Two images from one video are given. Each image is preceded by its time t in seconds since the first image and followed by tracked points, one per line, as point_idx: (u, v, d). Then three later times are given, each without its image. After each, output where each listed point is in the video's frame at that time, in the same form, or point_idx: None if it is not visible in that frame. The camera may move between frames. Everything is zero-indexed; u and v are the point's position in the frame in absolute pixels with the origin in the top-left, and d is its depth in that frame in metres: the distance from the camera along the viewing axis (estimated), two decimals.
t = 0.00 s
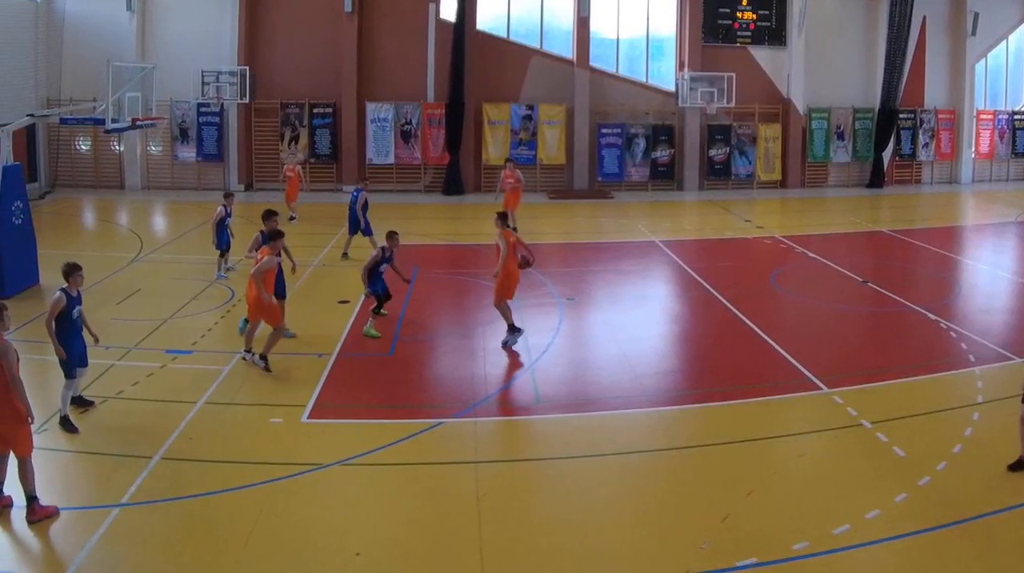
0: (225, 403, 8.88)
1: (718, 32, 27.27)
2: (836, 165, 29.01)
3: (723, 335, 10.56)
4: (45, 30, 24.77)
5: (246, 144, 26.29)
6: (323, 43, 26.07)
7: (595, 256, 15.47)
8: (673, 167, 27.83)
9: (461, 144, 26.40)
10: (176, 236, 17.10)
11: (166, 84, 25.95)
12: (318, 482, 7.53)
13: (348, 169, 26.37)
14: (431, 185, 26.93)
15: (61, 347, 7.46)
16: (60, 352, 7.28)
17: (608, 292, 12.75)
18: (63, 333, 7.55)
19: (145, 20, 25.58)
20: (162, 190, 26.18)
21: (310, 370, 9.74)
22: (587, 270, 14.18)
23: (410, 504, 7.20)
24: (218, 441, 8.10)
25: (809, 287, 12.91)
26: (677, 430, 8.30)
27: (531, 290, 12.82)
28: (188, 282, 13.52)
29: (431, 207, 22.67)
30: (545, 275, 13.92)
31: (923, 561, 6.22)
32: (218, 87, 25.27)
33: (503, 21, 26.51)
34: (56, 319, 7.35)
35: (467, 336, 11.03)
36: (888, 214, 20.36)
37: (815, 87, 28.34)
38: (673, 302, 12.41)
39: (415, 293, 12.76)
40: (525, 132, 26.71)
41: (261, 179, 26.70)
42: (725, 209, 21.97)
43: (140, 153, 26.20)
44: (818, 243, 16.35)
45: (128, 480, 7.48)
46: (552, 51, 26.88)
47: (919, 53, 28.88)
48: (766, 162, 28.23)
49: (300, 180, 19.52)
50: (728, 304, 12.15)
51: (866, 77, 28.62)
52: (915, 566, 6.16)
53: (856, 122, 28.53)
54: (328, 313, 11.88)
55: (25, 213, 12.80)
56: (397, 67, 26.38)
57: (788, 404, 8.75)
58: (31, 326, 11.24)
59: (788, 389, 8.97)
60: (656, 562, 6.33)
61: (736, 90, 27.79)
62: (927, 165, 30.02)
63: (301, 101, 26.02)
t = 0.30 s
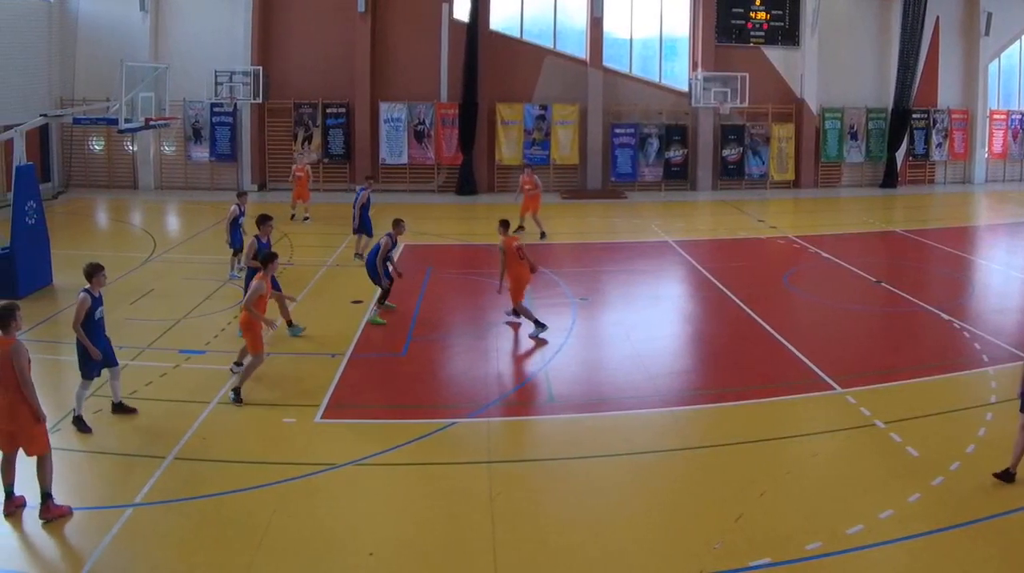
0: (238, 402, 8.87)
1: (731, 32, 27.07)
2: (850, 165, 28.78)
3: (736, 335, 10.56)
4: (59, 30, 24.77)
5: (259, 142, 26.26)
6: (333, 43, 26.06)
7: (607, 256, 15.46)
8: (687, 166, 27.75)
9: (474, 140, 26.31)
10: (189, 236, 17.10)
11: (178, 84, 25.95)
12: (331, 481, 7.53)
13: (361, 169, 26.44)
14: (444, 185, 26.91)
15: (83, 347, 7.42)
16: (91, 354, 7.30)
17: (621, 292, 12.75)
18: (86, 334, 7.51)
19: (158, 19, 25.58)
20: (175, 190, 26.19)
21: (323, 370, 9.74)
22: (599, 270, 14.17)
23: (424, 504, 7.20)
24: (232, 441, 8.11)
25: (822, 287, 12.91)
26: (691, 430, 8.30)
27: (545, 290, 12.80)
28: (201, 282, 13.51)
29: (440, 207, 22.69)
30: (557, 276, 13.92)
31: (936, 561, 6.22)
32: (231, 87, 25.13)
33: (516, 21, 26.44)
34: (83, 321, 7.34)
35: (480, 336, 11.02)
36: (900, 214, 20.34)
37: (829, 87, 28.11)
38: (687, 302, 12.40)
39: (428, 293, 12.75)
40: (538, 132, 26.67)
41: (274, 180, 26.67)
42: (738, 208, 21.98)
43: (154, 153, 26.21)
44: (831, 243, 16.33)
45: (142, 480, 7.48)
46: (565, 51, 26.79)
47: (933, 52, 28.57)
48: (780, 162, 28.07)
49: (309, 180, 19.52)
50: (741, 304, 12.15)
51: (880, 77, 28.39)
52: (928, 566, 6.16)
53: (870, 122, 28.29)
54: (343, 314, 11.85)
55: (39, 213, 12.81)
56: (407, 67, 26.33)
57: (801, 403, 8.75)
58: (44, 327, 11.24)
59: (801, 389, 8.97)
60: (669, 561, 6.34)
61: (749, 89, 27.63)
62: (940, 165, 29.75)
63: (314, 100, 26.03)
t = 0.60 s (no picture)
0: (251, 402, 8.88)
1: (744, 32, 26.99)
2: (863, 165, 28.61)
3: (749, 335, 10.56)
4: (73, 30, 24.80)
5: (273, 142, 26.24)
6: (343, 43, 26.04)
7: (621, 256, 15.44)
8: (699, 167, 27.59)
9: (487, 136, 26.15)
10: (203, 236, 17.10)
11: (191, 84, 25.96)
12: (344, 482, 7.53)
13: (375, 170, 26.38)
14: (457, 185, 26.85)
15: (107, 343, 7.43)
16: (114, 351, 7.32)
17: (635, 292, 12.76)
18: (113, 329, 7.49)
19: (171, 19, 25.59)
20: (189, 190, 26.22)
21: (336, 370, 9.75)
22: (613, 271, 14.16)
23: (437, 504, 7.21)
24: (245, 441, 8.11)
25: (836, 287, 12.91)
26: (704, 430, 8.30)
27: (559, 290, 12.80)
28: (215, 282, 13.53)
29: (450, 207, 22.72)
30: (571, 277, 13.92)
31: (948, 561, 6.23)
32: (245, 87, 25.16)
33: (529, 21, 26.40)
34: (108, 316, 7.35)
35: (493, 336, 11.03)
36: (913, 214, 20.35)
37: (842, 87, 27.97)
38: (700, 302, 12.41)
39: (442, 293, 12.74)
40: (551, 132, 26.59)
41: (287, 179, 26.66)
42: (752, 208, 21.97)
43: (167, 153, 26.25)
44: (844, 243, 16.33)
45: (154, 480, 7.48)
46: (578, 51, 26.71)
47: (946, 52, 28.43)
48: (792, 162, 27.92)
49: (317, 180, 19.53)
50: (755, 304, 12.16)
51: (893, 77, 28.23)
52: (941, 566, 6.17)
53: (883, 122, 28.15)
54: (357, 314, 11.85)
55: (52, 213, 12.82)
56: (416, 67, 26.31)
57: (814, 403, 8.76)
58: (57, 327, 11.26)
59: (814, 389, 8.97)
60: (683, 561, 6.34)
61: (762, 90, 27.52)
62: (953, 165, 29.57)
63: (327, 101, 25.99)
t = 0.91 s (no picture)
0: (264, 402, 8.89)
1: (757, 33, 26.90)
2: (875, 165, 28.49)
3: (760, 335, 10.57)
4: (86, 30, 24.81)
5: (286, 143, 26.25)
6: (352, 42, 26.02)
7: (632, 256, 15.45)
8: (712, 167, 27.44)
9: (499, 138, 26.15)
10: (215, 236, 17.11)
11: (204, 84, 25.96)
12: (356, 481, 7.53)
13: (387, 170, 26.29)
14: (470, 185, 26.76)
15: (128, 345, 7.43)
16: (136, 353, 7.35)
17: (647, 292, 12.76)
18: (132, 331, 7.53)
19: (184, 19, 25.60)
20: (201, 190, 26.21)
21: (349, 370, 9.76)
22: (625, 271, 14.14)
23: (449, 504, 7.21)
24: (257, 441, 8.12)
25: (848, 288, 12.91)
26: (716, 430, 8.30)
27: (570, 290, 12.81)
28: (227, 282, 13.55)
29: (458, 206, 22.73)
30: (583, 277, 13.92)
31: (959, 561, 6.23)
32: (258, 87, 25.25)
33: (542, 21, 26.30)
34: (131, 320, 7.40)
35: (505, 336, 11.03)
36: (925, 214, 20.35)
37: (854, 87, 27.84)
38: (712, 302, 12.41)
39: (453, 293, 12.73)
40: (563, 132, 26.47)
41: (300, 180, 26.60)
42: (764, 208, 21.95)
43: (179, 153, 26.23)
44: (856, 243, 16.34)
45: (166, 480, 7.49)
46: (590, 51, 26.62)
47: (958, 52, 28.32)
48: (805, 162, 27.75)
49: (326, 181, 19.54)
50: (766, 304, 12.16)
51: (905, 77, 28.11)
52: (954, 566, 6.17)
53: (895, 122, 28.01)
54: (369, 313, 11.86)
55: (64, 213, 12.83)
56: (424, 67, 26.27)
57: (827, 403, 8.76)
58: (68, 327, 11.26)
59: (826, 389, 8.97)
60: (696, 561, 6.34)
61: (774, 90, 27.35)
62: (965, 165, 29.43)
63: (340, 100, 25.97)
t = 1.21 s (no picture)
0: (278, 402, 8.89)
1: (770, 32, 26.72)
2: (888, 165, 28.26)
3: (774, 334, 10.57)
4: (99, 30, 24.81)
5: (298, 143, 26.23)
6: (364, 42, 25.99)
7: (646, 256, 15.44)
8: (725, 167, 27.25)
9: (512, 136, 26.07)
10: (228, 236, 17.11)
11: (217, 84, 25.97)
12: (370, 482, 7.52)
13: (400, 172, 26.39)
14: (484, 185, 26.72)
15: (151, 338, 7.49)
16: (162, 347, 7.43)
17: (660, 292, 12.76)
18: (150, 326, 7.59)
19: (196, 19, 25.60)
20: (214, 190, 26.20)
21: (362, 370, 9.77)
22: (638, 272, 14.13)
23: (464, 505, 7.20)
24: (272, 441, 8.11)
25: (861, 288, 12.90)
26: (729, 430, 8.30)
27: (583, 290, 12.81)
28: (240, 282, 13.55)
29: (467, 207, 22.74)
30: (597, 277, 13.92)
31: (974, 561, 6.22)
32: (270, 87, 25.24)
33: (554, 21, 26.27)
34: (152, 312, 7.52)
35: (518, 337, 11.03)
36: (938, 214, 20.35)
37: (867, 87, 27.56)
38: (725, 302, 12.40)
39: (465, 294, 12.74)
40: (576, 132, 26.39)
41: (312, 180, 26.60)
42: (777, 208, 21.94)
43: (192, 152, 26.22)
44: (869, 243, 16.33)
45: (180, 480, 7.49)
46: (603, 51, 26.53)
47: (971, 50, 28.04)
48: (819, 162, 27.54)
49: (338, 181, 19.60)
50: (779, 304, 12.16)
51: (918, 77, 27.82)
52: (968, 566, 6.17)
53: (909, 122, 27.79)
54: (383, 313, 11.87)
55: (78, 212, 12.83)
56: (433, 67, 26.23)
57: (840, 403, 8.76)
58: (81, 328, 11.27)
59: (839, 389, 8.97)
60: (710, 561, 6.34)
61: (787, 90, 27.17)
62: (979, 165, 29.12)
63: (353, 101, 25.96)
